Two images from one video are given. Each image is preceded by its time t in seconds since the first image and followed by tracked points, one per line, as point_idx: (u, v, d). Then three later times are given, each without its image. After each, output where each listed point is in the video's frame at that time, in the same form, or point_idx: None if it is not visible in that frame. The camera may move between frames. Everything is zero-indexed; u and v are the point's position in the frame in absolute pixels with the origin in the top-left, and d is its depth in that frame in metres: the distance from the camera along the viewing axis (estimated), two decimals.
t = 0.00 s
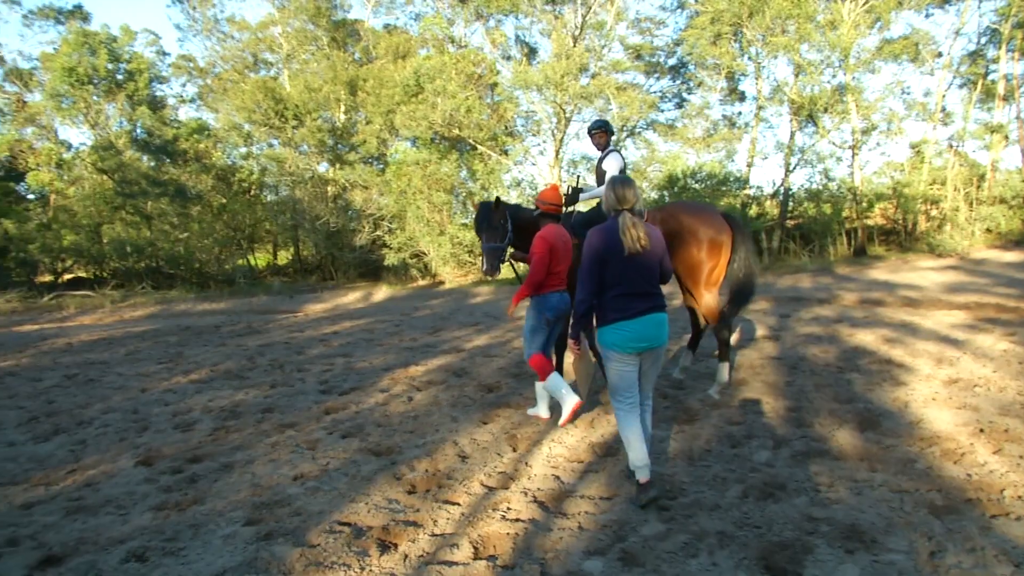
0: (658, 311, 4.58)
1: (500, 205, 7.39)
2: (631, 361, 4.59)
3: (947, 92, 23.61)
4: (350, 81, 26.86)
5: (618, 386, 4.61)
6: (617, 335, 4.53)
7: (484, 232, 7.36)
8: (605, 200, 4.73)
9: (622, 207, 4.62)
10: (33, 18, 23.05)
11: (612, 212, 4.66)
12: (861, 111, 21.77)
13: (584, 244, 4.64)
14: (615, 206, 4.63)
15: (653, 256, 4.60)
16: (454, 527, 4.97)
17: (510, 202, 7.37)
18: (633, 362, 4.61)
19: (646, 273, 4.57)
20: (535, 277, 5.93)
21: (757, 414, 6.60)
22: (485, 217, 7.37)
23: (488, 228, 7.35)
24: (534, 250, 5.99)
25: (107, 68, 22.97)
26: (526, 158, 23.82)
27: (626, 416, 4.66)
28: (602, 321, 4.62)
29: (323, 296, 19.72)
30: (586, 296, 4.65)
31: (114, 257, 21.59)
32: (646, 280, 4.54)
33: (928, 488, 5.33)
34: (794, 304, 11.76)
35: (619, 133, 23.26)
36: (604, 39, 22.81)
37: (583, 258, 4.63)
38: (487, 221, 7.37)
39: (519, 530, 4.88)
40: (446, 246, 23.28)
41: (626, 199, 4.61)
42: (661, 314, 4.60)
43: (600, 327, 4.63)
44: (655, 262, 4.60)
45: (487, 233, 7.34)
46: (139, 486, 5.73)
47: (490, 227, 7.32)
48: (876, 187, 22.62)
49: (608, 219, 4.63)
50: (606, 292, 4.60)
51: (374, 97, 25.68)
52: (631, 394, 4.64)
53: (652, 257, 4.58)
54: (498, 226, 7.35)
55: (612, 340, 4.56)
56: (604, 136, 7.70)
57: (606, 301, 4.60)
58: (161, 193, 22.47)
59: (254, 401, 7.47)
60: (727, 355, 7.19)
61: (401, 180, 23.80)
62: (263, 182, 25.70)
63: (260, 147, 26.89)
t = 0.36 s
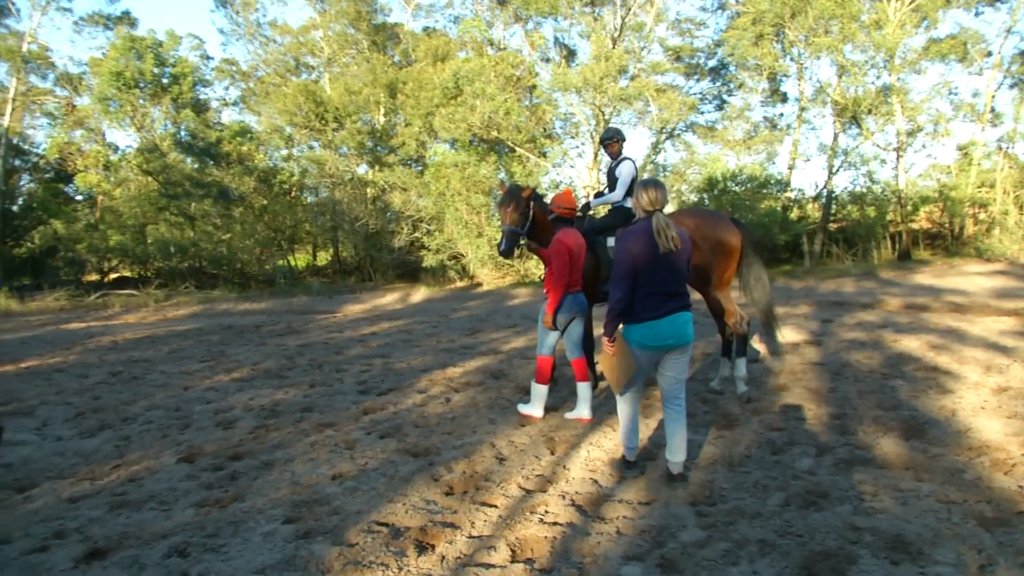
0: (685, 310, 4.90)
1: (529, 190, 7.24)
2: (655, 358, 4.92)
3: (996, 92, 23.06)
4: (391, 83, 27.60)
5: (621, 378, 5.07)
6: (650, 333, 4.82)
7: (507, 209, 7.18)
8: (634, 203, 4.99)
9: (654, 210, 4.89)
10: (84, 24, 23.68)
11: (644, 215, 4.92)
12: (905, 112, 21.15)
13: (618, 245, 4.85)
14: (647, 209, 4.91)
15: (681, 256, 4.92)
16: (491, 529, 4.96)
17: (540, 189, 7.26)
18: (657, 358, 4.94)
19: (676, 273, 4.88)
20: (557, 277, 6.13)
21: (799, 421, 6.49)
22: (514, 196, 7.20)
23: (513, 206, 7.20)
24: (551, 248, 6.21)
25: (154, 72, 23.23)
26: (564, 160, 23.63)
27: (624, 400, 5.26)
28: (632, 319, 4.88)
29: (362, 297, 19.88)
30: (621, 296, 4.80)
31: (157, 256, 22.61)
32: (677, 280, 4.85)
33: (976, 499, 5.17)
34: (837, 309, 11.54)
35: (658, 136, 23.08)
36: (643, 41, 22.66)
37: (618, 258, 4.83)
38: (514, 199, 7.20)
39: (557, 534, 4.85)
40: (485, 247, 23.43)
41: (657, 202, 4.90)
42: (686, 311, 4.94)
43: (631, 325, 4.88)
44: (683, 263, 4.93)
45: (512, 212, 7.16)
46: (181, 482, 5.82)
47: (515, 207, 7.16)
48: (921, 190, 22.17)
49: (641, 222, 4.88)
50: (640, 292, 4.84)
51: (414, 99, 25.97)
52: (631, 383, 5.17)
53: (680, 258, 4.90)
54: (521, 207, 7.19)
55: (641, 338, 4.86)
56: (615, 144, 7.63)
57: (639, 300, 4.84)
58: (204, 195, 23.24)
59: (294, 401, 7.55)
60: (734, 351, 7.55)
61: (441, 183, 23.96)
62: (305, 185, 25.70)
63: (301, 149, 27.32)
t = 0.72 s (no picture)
0: (694, 316, 5.07)
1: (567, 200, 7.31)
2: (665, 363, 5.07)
3: None
4: (430, 85, 26.92)
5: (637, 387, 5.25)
6: (658, 337, 5.00)
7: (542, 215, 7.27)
8: (647, 212, 5.24)
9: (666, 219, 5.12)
10: (131, 29, 24.17)
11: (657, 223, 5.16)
12: (953, 113, 20.85)
13: (629, 252, 5.09)
14: (659, 218, 5.15)
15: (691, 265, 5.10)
16: (530, 533, 4.93)
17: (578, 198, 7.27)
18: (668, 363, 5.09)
19: (685, 280, 5.06)
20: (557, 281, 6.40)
21: (842, 428, 6.37)
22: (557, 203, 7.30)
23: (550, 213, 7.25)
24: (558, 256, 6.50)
25: (199, 75, 23.98)
26: (603, 162, 23.55)
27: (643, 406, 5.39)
28: (641, 323, 5.07)
29: (400, 298, 20.03)
30: (630, 302, 5.01)
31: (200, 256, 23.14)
32: (686, 287, 5.03)
33: None
34: (882, 314, 11.31)
35: (698, 137, 22.87)
36: (684, 42, 22.68)
37: (629, 264, 5.07)
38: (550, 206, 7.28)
39: (596, 539, 4.77)
40: (523, 249, 23.43)
41: (667, 211, 5.14)
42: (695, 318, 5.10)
43: (641, 329, 5.07)
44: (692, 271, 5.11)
45: (550, 218, 7.17)
46: (223, 480, 5.90)
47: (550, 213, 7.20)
48: (969, 193, 21.42)
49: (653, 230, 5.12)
50: (649, 297, 5.03)
51: (453, 101, 25.72)
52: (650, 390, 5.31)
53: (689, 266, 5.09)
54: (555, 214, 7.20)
55: (649, 341, 5.04)
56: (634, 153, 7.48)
57: (648, 305, 5.02)
58: (247, 196, 23.60)
59: (334, 401, 7.61)
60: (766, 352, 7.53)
61: (479, 184, 23.92)
62: (344, 185, 26.31)
63: (341, 151, 27.34)
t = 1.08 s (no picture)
0: (709, 316, 5.13)
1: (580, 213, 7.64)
2: (681, 361, 5.16)
3: None
4: (465, 87, 27.39)
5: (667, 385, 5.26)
6: (670, 335, 5.12)
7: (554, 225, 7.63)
8: (665, 216, 5.43)
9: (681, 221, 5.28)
10: (172, 33, 24.62)
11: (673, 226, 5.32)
12: (997, 114, 20.25)
13: (644, 253, 5.29)
14: (674, 220, 5.32)
15: (706, 265, 5.21)
16: (564, 536, 4.89)
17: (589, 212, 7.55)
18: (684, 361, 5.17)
19: (700, 280, 5.16)
20: (580, 283, 6.33)
21: (882, 436, 6.22)
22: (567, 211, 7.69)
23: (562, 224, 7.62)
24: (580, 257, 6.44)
25: (237, 78, 24.57)
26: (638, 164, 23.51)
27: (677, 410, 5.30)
28: (656, 322, 5.22)
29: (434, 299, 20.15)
30: (645, 299, 5.22)
31: (238, 257, 23.41)
32: (698, 286, 5.13)
33: None
34: (923, 319, 11.09)
35: (735, 139, 22.69)
36: (721, 43, 22.58)
37: (644, 265, 5.28)
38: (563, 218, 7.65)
39: (630, 543, 4.70)
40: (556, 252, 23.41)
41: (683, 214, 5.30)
42: (712, 318, 5.16)
43: (654, 328, 5.22)
44: (708, 271, 5.21)
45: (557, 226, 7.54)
46: (259, 478, 5.97)
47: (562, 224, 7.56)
48: (1013, 196, 21.08)
49: (668, 232, 5.29)
50: (662, 296, 5.21)
51: (489, 104, 26.02)
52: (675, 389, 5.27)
53: (705, 266, 5.19)
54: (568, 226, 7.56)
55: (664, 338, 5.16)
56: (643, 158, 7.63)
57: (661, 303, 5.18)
58: (284, 198, 23.71)
59: (368, 401, 7.67)
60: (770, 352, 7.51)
61: (515, 186, 23.95)
62: (380, 187, 26.18)
63: (378, 153, 26.85)
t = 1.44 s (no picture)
0: (723, 315, 5.19)
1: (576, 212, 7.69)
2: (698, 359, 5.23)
3: None
4: (489, 85, 27.09)
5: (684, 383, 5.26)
6: (689, 335, 5.17)
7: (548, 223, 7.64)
8: (681, 217, 5.41)
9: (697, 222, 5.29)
10: (198, 33, 24.84)
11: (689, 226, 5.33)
12: None
13: (661, 253, 5.28)
14: (690, 221, 5.32)
15: (723, 265, 5.24)
16: (589, 535, 4.87)
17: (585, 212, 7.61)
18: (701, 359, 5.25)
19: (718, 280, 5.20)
20: (608, 287, 6.45)
21: (911, 436, 6.13)
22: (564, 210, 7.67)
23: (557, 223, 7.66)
24: (599, 261, 6.51)
25: (263, 77, 24.63)
26: (662, 161, 23.38)
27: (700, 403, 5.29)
28: (673, 321, 5.26)
29: (457, 297, 20.19)
30: (664, 300, 5.23)
31: (264, 255, 23.44)
32: (715, 287, 5.16)
33: None
34: (952, 317, 10.94)
35: (760, 136, 22.52)
36: (746, 39, 22.15)
37: (660, 265, 5.27)
38: (559, 215, 7.69)
39: (656, 543, 4.67)
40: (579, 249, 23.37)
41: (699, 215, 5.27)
42: (726, 317, 5.23)
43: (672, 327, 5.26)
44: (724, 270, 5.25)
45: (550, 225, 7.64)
46: (285, 475, 6.01)
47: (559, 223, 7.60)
48: None
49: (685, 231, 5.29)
50: (679, 296, 5.23)
51: (512, 101, 26.11)
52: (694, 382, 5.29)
53: (722, 266, 5.23)
54: (564, 224, 7.63)
55: (684, 338, 5.20)
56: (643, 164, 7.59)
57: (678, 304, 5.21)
58: (309, 196, 23.59)
59: (392, 399, 7.70)
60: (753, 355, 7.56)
61: (539, 184, 23.88)
62: (404, 185, 26.33)
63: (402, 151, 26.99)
